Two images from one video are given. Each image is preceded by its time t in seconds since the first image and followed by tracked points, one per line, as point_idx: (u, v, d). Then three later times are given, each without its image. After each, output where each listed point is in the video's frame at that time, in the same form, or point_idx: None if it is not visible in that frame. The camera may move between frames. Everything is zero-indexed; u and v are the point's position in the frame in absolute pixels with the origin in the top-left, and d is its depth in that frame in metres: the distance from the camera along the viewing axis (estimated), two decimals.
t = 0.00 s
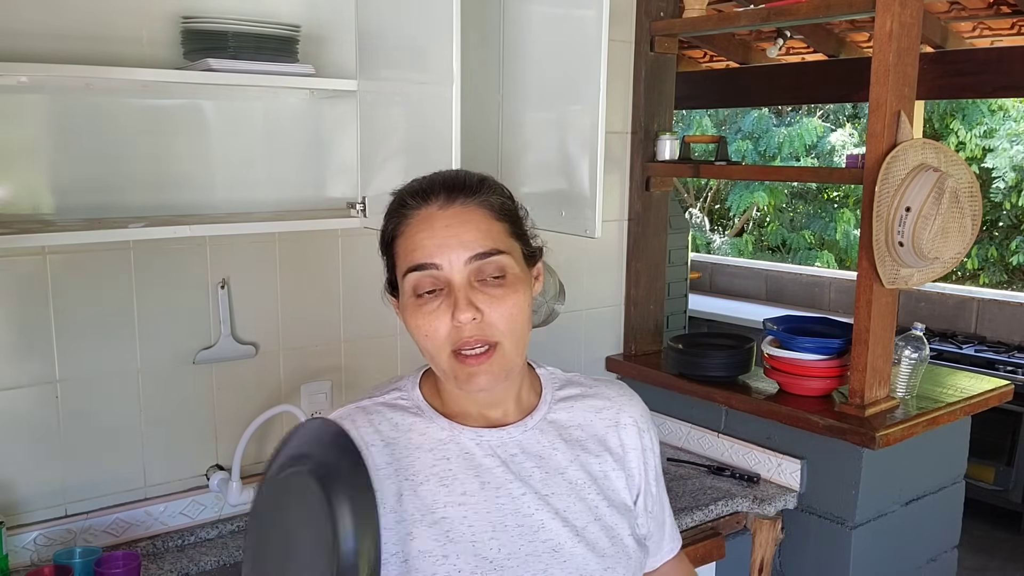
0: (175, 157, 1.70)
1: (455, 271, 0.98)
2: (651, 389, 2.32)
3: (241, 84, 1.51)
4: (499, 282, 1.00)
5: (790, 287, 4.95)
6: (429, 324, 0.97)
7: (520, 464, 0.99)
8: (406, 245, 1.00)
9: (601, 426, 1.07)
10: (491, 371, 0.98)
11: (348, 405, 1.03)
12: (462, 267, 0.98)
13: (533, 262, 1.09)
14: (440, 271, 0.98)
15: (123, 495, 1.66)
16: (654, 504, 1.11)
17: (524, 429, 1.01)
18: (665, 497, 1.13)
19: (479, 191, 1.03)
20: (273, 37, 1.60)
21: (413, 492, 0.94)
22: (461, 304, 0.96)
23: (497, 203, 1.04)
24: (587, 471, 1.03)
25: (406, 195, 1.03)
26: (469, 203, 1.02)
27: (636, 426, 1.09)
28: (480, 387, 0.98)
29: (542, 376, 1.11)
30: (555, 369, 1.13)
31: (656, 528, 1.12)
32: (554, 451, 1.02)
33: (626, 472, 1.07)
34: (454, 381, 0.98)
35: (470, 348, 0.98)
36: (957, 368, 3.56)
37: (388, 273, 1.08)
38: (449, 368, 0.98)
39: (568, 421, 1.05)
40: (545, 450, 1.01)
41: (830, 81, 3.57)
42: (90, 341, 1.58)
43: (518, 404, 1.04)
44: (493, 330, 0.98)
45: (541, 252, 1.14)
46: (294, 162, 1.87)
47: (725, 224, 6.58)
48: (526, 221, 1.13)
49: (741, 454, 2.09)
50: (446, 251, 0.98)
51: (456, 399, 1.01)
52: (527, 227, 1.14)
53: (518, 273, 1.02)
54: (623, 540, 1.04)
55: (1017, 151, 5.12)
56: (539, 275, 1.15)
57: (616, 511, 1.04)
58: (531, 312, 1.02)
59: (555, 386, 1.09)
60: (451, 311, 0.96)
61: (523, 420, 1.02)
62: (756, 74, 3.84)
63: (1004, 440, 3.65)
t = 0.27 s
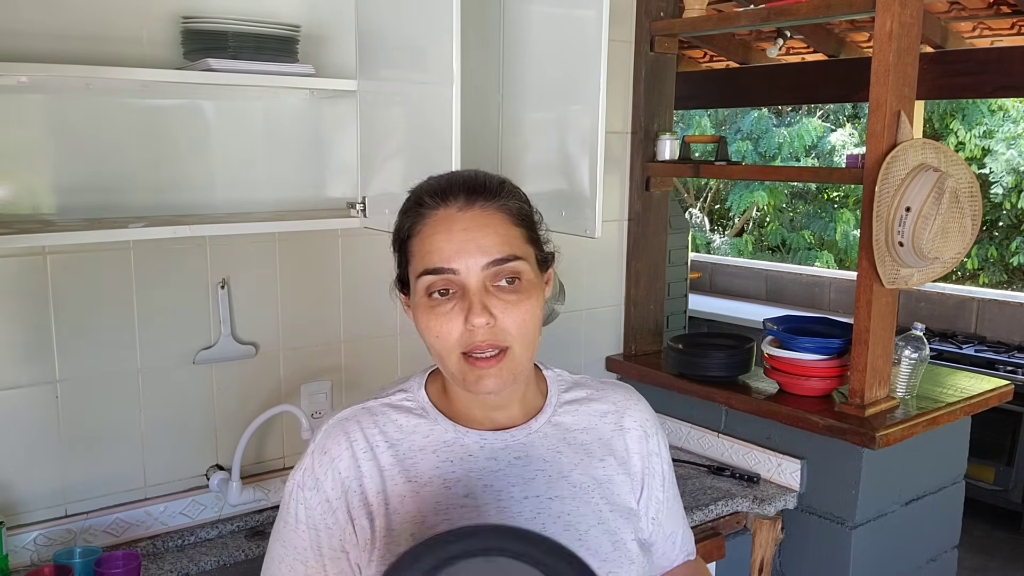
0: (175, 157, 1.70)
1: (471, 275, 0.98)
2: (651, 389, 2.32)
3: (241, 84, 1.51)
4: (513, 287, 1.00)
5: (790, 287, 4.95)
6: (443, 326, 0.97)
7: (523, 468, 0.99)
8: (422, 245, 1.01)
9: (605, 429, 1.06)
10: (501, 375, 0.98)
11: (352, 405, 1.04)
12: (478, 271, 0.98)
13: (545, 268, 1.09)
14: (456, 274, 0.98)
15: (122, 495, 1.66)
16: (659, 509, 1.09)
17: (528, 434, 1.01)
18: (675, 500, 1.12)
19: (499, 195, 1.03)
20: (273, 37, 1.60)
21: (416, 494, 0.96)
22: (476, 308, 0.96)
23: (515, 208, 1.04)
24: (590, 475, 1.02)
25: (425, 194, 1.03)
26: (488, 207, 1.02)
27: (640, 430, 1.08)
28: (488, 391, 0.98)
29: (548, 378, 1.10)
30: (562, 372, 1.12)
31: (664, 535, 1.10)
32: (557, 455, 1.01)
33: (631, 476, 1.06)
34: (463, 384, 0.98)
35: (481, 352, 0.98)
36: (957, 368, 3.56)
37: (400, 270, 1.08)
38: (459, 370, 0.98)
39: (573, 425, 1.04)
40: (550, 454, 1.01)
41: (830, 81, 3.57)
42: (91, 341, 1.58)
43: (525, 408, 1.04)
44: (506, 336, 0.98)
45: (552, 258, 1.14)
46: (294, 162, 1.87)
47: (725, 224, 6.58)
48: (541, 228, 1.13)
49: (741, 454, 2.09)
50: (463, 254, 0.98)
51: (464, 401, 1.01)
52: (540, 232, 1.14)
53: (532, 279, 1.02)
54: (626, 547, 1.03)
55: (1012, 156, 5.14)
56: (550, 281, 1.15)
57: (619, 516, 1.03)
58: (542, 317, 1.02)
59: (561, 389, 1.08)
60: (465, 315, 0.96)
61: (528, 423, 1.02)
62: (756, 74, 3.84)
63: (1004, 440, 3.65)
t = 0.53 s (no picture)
0: (174, 157, 1.70)
1: (461, 272, 0.98)
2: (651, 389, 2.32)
3: (241, 84, 1.51)
4: (505, 284, 0.99)
5: (790, 287, 4.95)
6: (434, 323, 0.97)
7: (524, 466, 1.00)
8: (415, 245, 1.01)
9: (604, 432, 1.06)
10: (495, 371, 0.98)
11: (358, 400, 1.04)
12: (468, 268, 0.98)
13: (544, 267, 1.09)
14: (446, 272, 0.99)
15: (123, 495, 1.66)
16: (663, 516, 1.07)
17: (529, 433, 1.01)
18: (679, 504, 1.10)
19: (490, 193, 1.04)
20: (273, 37, 1.60)
21: (418, 489, 0.98)
22: (465, 304, 0.96)
23: (508, 206, 1.04)
24: (589, 476, 1.02)
25: (418, 196, 1.04)
26: (479, 205, 1.02)
27: (639, 433, 1.08)
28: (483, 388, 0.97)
29: (550, 379, 1.09)
30: (565, 373, 1.11)
31: (669, 543, 1.08)
32: (557, 455, 1.01)
33: (632, 478, 1.06)
34: (459, 381, 0.98)
35: (474, 349, 0.97)
36: (957, 368, 3.56)
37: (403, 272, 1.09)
38: (454, 367, 0.98)
39: (572, 427, 1.04)
40: (549, 454, 1.01)
41: (830, 81, 3.57)
42: (91, 340, 1.58)
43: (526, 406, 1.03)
44: (497, 332, 0.97)
45: (553, 257, 1.14)
46: (294, 162, 1.87)
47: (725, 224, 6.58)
48: (540, 226, 1.13)
49: (741, 454, 2.09)
50: (453, 252, 0.98)
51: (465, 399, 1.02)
52: (541, 231, 1.14)
53: (525, 275, 1.02)
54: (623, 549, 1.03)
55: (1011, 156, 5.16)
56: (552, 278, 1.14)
57: (616, 519, 1.03)
58: (538, 314, 1.02)
59: (563, 390, 1.08)
60: (455, 311, 0.96)
61: (529, 423, 1.02)
62: (756, 74, 3.84)
63: (1004, 440, 3.65)
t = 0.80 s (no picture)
0: (174, 157, 1.70)
1: (463, 272, 0.98)
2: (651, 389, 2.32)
3: (242, 84, 1.51)
4: (506, 283, 0.99)
5: (790, 287, 4.95)
6: (435, 323, 0.97)
7: (525, 466, 1.00)
8: (416, 244, 1.01)
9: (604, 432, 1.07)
10: (497, 371, 0.98)
11: (359, 399, 1.04)
12: (469, 267, 0.98)
13: (544, 266, 1.08)
14: (447, 271, 0.98)
15: (122, 495, 1.66)
16: (661, 514, 1.09)
17: (529, 433, 1.02)
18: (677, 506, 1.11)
19: (491, 193, 1.03)
20: (273, 37, 1.60)
21: (419, 487, 0.96)
22: (467, 304, 0.96)
23: (509, 205, 1.04)
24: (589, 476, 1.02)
25: (420, 194, 1.04)
26: (480, 204, 1.02)
27: (637, 433, 1.09)
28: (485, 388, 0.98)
29: (550, 380, 1.10)
30: (565, 374, 1.12)
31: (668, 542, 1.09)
32: (558, 455, 1.02)
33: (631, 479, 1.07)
34: (461, 381, 0.99)
35: (476, 348, 0.98)
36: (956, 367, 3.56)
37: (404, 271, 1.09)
38: (456, 368, 0.98)
39: (573, 427, 1.05)
40: (550, 454, 1.02)
41: (830, 81, 3.57)
42: (92, 340, 1.58)
43: (527, 405, 1.05)
44: (500, 332, 0.98)
45: (553, 255, 1.13)
46: (294, 162, 1.86)
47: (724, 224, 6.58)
48: (541, 224, 1.12)
49: (741, 454, 2.09)
50: (454, 251, 0.98)
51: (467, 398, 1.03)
52: (540, 230, 1.13)
53: (527, 275, 1.02)
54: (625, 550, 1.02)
55: (1011, 157, 5.15)
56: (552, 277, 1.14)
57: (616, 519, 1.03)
58: (539, 313, 1.02)
59: (562, 391, 1.09)
60: (457, 311, 0.96)
61: (529, 423, 1.03)
62: (756, 74, 3.84)
63: (1004, 440, 3.65)
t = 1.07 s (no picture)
0: (174, 157, 1.70)
1: (486, 274, 0.99)
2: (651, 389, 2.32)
3: (242, 84, 1.51)
4: (525, 288, 1.00)
5: (790, 287, 4.95)
6: (456, 323, 0.97)
7: (520, 466, 1.00)
8: (435, 243, 1.01)
9: (600, 431, 1.06)
10: (511, 376, 0.98)
11: (355, 401, 1.04)
12: (493, 271, 0.99)
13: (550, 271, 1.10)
14: (469, 273, 0.99)
15: (122, 495, 1.66)
16: (658, 512, 1.08)
17: (526, 433, 1.01)
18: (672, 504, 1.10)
19: (512, 197, 1.04)
20: (273, 37, 1.60)
21: (414, 490, 0.97)
22: (490, 307, 0.97)
23: (528, 211, 1.05)
24: (585, 475, 1.02)
25: (439, 193, 1.04)
26: (503, 207, 1.02)
27: (634, 430, 1.08)
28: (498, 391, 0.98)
29: (546, 378, 1.09)
30: (561, 373, 1.11)
31: (666, 539, 1.09)
32: (553, 455, 1.01)
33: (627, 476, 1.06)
34: (473, 383, 0.98)
35: (493, 351, 0.98)
36: (957, 367, 3.56)
37: (406, 268, 1.08)
38: (470, 368, 0.98)
39: (569, 426, 1.04)
40: (545, 454, 1.01)
41: (830, 81, 3.57)
42: (92, 340, 1.59)
43: (526, 408, 1.03)
44: (518, 337, 0.98)
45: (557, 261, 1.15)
46: (294, 162, 1.87)
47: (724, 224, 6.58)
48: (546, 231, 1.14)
49: (741, 454, 2.09)
50: (478, 253, 0.99)
51: (467, 401, 1.01)
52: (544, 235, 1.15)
53: (544, 282, 1.03)
54: (620, 547, 1.03)
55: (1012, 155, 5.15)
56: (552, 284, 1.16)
57: (613, 517, 1.03)
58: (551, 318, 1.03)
59: (559, 389, 1.08)
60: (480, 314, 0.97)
61: (525, 423, 1.02)
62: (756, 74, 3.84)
63: (1004, 440, 3.65)
